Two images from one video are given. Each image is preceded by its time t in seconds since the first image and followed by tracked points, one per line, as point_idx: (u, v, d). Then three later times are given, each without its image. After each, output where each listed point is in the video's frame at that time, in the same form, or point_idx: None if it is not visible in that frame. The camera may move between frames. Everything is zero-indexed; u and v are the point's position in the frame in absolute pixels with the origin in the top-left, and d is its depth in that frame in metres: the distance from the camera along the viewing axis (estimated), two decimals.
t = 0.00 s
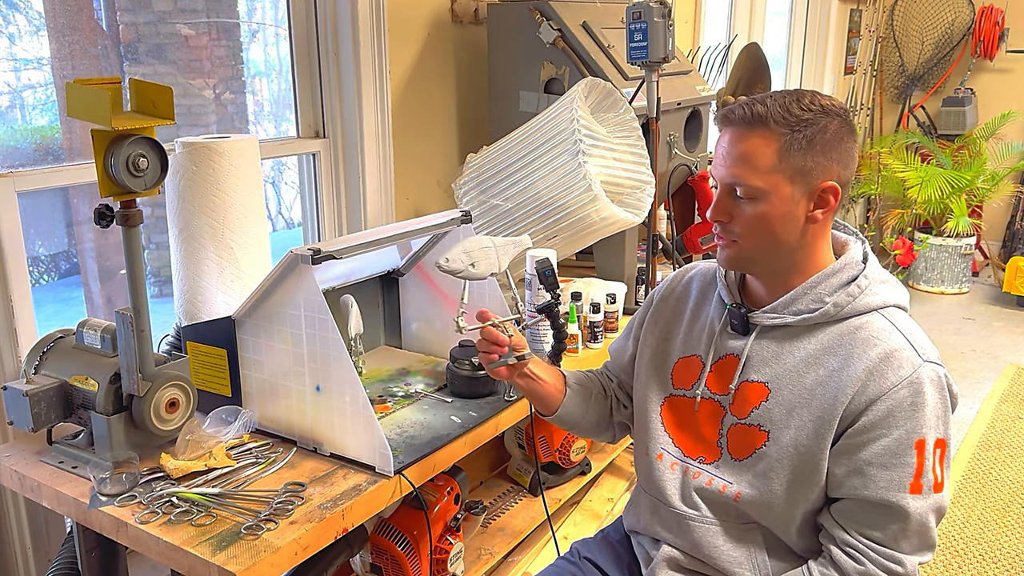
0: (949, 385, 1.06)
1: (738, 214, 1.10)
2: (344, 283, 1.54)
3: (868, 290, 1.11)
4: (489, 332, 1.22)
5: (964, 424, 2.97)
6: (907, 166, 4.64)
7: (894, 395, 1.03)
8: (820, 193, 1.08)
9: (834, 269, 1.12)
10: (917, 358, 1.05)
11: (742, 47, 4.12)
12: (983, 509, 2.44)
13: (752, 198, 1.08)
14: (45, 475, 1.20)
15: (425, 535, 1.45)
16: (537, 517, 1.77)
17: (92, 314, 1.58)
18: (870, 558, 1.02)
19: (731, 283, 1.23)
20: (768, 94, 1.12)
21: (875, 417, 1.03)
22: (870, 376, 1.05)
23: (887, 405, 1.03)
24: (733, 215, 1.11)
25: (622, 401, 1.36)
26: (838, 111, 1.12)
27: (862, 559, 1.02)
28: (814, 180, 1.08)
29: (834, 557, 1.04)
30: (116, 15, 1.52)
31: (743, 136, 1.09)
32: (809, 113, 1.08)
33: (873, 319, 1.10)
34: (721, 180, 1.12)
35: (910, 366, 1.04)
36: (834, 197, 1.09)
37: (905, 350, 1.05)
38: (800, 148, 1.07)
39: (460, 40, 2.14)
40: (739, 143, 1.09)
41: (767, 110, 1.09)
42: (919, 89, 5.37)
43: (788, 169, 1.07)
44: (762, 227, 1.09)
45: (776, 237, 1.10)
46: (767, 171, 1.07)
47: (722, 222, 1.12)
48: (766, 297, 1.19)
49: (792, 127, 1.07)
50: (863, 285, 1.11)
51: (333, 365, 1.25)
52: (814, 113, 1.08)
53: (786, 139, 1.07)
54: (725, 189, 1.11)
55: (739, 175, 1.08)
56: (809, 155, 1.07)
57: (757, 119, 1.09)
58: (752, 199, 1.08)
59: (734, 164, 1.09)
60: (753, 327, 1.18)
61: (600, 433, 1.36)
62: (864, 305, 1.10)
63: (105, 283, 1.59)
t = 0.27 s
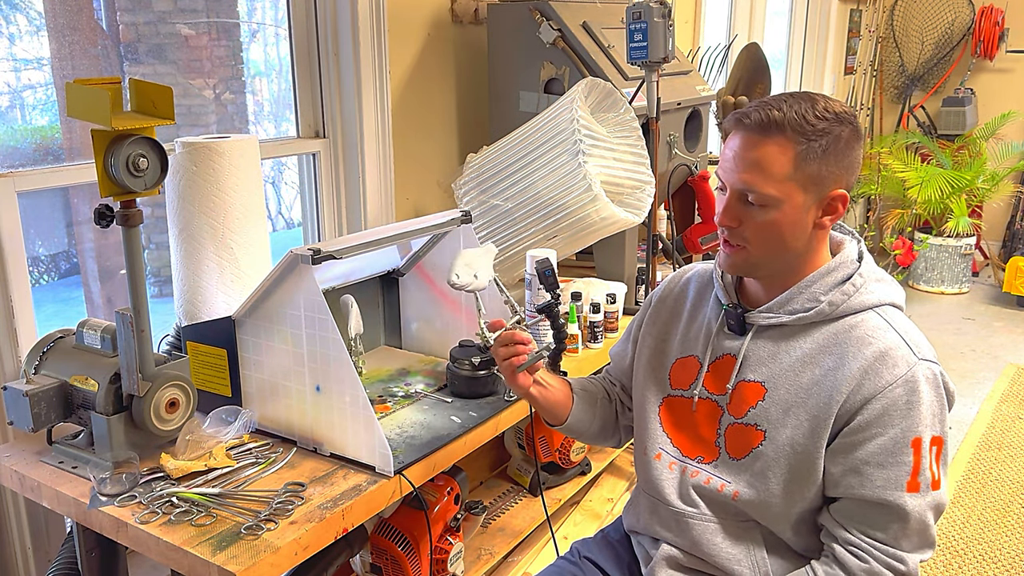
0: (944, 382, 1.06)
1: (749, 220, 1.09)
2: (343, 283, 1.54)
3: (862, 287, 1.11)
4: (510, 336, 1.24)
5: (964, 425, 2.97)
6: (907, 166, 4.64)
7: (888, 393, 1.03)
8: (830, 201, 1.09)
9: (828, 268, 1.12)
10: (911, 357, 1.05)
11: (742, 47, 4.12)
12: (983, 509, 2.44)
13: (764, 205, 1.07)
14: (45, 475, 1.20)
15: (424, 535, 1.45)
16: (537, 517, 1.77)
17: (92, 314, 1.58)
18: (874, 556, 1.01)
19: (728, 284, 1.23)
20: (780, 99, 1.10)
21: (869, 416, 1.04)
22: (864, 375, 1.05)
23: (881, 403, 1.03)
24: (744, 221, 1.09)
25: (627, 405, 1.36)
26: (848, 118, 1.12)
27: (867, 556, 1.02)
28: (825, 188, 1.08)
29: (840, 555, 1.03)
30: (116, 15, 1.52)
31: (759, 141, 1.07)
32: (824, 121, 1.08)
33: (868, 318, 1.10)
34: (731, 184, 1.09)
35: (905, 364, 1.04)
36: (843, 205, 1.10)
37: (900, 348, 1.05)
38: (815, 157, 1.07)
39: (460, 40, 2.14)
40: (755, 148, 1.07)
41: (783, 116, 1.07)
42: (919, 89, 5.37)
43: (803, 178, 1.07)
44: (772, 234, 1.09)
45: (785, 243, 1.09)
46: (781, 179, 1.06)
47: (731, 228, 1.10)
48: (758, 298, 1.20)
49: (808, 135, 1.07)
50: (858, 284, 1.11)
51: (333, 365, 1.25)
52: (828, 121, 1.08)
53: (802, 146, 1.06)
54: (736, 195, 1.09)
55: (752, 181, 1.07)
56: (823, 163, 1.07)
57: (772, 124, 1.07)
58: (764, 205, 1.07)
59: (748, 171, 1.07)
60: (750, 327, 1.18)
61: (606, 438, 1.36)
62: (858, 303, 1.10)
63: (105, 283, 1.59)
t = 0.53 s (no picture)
0: (943, 381, 1.06)
1: (751, 215, 1.08)
2: (344, 283, 1.54)
3: (864, 285, 1.11)
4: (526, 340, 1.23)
5: (964, 424, 2.97)
6: (907, 166, 4.64)
7: (889, 387, 1.03)
8: (831, 192, 1.08)
9: (831, 267, 1.12)
10: (913, 353, 1.05)
11: (742, 47, 4.12)
12: (983, 509, 2.44)
13: (767, 198, 1.07)
14: (45, 475, 1.20)
15: (424, 535, 1.45)
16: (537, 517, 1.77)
17: (92, 314, 1.58)
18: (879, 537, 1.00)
19: (730, 283, 1.23)
20: (775, 95, 1.11)
21: (869, 410, 1.04)
22: (866, 370, 1.05)
23: (882, 397, 1.03)
24: (747, 217, 1.08)
25: (629, 406, 1.36)
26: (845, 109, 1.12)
27: (872, 537, 1.00)
28: (826, 179, 1.07)
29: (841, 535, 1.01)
30: (116, 15, 1.52)
31: (759, 135, 1.07)
32: (820, 113, 1.08)
33: (870, 315, 1.10)
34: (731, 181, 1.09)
35: (906, 360, 1.04)
36: (843, 195, 1.09)
37: (902, 344, 1.06)
38: (815, 148, 1.06)
39: (460, 40, 2.14)
40: (755, 142, 1.07)
41: (781, 110, 1.08)
42: (919, 89, 5.37)
43: (804, 169, 1.06)
44: (777, 228, 1.08)
45: (789, 237, 1.09)
46: (783, 171, 1.06)
47: (732, 224, 1.10)
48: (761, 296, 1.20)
49: (806, 127, 1.07)
50: (860, 283, 1.11)
51: (333, 365, 1.25)
52: (824, 112, 1.08)
53: (801, 138, 1.06)
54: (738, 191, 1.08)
55: (753, 175, 1.06)
56: (822, 153, 1.07)
57: (771, 118, 1.07)
58: (768, 199, 1.07)
59: (749, 165, 1.07)
60: (752, 326, 1.18)
61: (607, 439, 1.36)
62: (860, 301, 1.10)
63: (105, 283, 1.59)
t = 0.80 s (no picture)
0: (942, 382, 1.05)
1: (748, 215, 1.08)
2: (344, 283, 1.54)
3: (868, 284, 1.11)
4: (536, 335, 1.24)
5: (964, 424, 2.97)
6: (907, 166, 4.64)
7: (888, 380, 1.03)
8: (828, 191, 1.08)
9: (835, 266, 1.12)
10: (915, 351, 1.05)
11: (742, 47, 4.12)
12: (983, 509, 2.44)
13: (763, 198, 1.07)
14: (45, 475, 1.20)
15: (424, 535, 1.45)
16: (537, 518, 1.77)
17: (92, 314, 1.58)
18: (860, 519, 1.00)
19: (733, 282, 1.23)
20: (769, 96, 1.11)
21: (866, 400, 1.04)
22: (867, 363, 1.06)
23: (880, 389, 1.03)
24: (744, 217, 1.08)
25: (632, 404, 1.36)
26: (841, 108, 1.11)
27: (853, 517, 1.00)
28: (822, 179, 1.07)
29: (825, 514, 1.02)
30: (116, 15, 1.52)
31: (754, 136, 1.07)
32: (816, 113, 1.08)
33: (872, 313, 1.10)
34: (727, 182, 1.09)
35: (906, 356, 1.05)
36: (841, 195, 1.09)
37: (903, 341, 1.06)
38: (809, 148, 1.06)
39: (460, 40, 2.14)
40: (750, 143, 1.07)
41: (775, 110, 1.08)
42: (919, 89, 5.37)
43: (799, 169, 1.06)
44: (774, 228, 1.08)
45: (787, 237, 1.09)
46: (778, 172, 1.06)
47: (730, 225, 1.10)
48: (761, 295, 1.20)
49: (800, 127, 1.06)
50: (864, 282, 1.11)
51: (333, 365, 1.25)
52: (818, 112, 1.08)
53: (795, 138, 1.06)
54: (733, 192, 1.09)
55: (748, 175, 1.06)
56: (817, 153, 1.06)
57: (766, 119, 1.07)
58: (763, 199, 1.07)
59: (743, 167, 1.07)
60: (755, 324, 1.18)
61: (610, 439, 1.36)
62: (864, 300, 1.10)
63: (105, 283, 1.59)
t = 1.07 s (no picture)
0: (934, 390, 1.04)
1: (760, 216, 1.08)
2: (344, 283, 1.54)
3: (869, 287, 1.11)
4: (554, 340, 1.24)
5: (964, 424, 2.97)
6: (907, 166, 4.64)
7: (868, 369, 1.03)
8: (840, 193, 1.08)
9: (838, 269, 1.12)
10: (906, 351, 1.04)
11: (742, 47, 4.12)
12: (983, 509, 2.44)
13: (776, 199, 1.06)
14: (45, 475, 1.20)
15: (425, 535, 1.45)
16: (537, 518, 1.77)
17: (92, 314, 1.58)
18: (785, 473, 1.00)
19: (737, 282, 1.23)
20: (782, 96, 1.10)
21: (840, 384, 1.04)
22: (853, 356, 1.05)
23: (858, 376, 1.03)
24: (756, 218, 1.08)
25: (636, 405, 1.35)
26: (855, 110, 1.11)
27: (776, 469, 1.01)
28: (835, 181, 1.07)
29: (749, 463, 1.02)
30: (116, 15, 1.52)
31: (767, 136, 1.06)
32: (830, 115, 1.08)
33: (871, 313, 1.09)
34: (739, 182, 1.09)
35: (894, 352, 1.04)
36: (854, 196, 1.09)
37: (897, 339, 1.05)
38: (824, 150, 1.06)
39: (460, 40, 2.14)
40: (764, 142, 1.06)
41: (790, 111, 1.07)
42: (919, 89, 5.37)
43: (813, 171, 1.06)
44: (786, 229, 1.08)
45: (797, 238, 1.09)
46: (792, 173, 1.06)
47: (742, 225, 1.10)
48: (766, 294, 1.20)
49: (814, 129, 1.06)
50: (866, 285, 1.11)
51: (333, 365, 1.25)
52: (832, 113, 1.08)
53: (810, 139, 1.06)
54: (746, 192, 1.08)
55: (761, 176, 1.06)
56: (831, 155, 1.06)
57: (780, 119, 1.07)
58: (776, 200, 1.06)
59: (756, 167, 1.07)
60: (756, 323, 1.18)
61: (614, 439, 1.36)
62: (865, 304, 1.10)
63: (105, 283, 1.59)
